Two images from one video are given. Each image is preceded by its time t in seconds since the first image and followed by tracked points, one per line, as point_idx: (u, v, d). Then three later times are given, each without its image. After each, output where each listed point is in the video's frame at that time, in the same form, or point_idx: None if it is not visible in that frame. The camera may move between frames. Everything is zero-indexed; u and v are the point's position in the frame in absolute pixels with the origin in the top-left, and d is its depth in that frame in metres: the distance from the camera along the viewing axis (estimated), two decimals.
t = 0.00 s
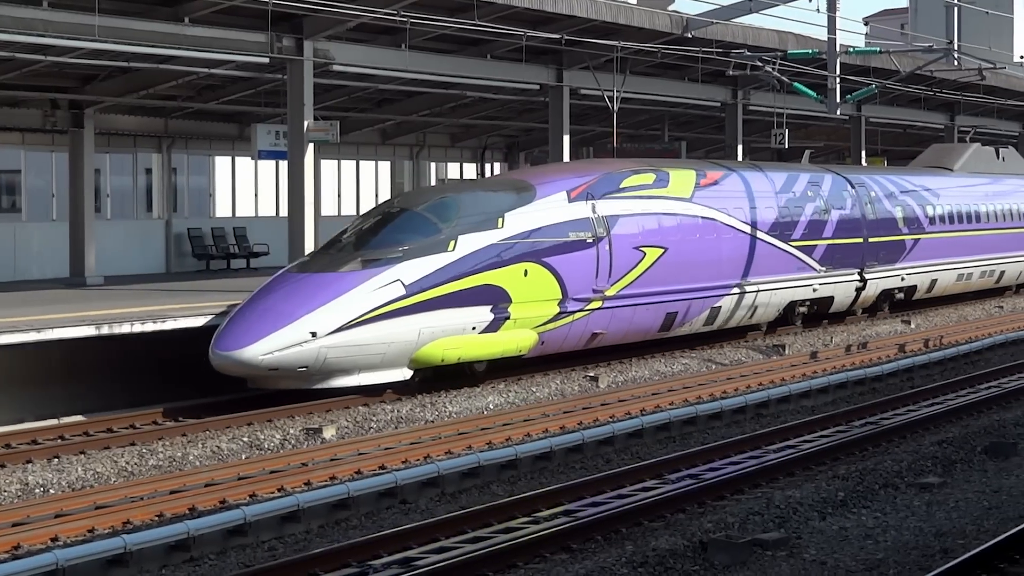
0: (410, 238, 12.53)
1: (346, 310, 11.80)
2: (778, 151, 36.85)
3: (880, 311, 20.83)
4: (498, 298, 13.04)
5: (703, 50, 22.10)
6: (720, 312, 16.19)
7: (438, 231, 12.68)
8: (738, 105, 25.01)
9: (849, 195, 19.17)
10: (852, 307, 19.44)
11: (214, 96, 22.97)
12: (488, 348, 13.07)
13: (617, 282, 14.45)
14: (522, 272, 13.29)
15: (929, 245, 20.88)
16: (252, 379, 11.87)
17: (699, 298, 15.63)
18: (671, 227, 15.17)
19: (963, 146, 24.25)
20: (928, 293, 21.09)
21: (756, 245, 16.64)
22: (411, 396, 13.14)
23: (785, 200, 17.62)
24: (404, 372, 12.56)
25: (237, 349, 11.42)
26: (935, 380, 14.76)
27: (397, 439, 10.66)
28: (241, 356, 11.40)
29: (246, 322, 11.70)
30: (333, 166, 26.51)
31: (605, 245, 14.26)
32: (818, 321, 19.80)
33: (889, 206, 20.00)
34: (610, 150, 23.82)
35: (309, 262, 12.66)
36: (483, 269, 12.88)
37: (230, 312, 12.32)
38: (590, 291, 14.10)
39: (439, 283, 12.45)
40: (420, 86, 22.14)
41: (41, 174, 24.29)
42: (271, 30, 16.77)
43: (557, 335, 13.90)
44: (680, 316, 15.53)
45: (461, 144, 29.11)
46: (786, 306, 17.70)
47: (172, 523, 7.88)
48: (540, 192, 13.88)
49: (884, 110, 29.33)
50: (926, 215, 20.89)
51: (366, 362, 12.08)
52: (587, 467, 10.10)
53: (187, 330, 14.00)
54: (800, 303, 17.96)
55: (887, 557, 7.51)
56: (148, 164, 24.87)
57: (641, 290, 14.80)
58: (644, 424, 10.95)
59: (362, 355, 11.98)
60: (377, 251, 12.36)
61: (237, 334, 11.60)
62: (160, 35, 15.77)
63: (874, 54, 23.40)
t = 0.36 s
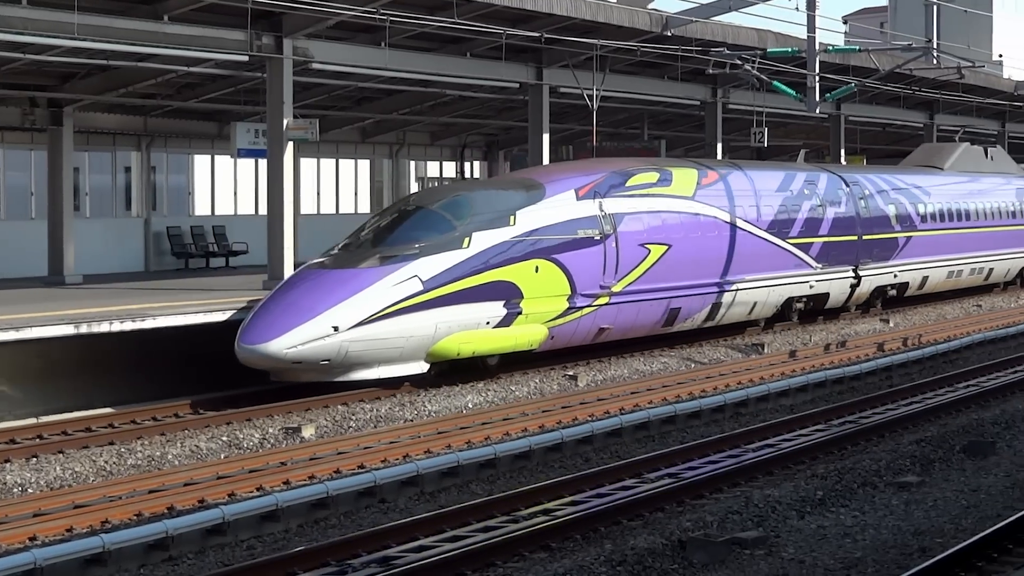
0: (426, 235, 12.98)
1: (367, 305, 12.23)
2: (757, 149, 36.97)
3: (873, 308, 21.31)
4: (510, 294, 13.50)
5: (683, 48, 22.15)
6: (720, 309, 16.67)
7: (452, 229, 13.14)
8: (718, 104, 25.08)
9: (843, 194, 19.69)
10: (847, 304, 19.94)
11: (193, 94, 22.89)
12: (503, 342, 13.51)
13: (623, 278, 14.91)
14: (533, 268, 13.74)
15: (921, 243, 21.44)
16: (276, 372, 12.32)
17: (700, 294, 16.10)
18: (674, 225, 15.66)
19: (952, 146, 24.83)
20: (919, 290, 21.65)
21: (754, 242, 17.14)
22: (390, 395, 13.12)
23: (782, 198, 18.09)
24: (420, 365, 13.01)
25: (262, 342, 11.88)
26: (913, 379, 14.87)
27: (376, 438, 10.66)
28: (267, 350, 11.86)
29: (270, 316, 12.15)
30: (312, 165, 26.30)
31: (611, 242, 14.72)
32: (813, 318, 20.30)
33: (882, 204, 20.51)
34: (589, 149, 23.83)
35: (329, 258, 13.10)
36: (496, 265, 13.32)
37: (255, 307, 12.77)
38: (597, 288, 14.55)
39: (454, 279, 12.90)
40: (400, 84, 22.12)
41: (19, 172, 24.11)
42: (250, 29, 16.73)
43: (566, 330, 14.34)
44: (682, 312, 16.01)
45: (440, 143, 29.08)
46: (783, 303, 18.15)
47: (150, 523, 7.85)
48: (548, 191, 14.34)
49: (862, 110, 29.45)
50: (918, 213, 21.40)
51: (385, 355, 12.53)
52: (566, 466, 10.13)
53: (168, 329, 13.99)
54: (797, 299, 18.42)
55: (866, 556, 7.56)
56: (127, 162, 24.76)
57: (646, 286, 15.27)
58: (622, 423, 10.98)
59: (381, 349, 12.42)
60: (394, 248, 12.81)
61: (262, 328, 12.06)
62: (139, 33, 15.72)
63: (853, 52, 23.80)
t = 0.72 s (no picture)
0: (432, 233, 13.27)
1: (378, 300, 12.55)
2: (732, 148, 37.12)
3: (860, 303, 21.75)
4: (515, 289, 13.81)
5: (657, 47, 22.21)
6: (714, 304, 17.03)
7: (459, 227, 13.42)
8: (692, 103, 25.17)
9: (832, 192, 20.07)
10: (836, 300, 20.34)
11: (167, 93, 22.79)
12: (507, 337, 13.88)
13: (623, 274, 15.24)
14: (537, 265, 14.06)
15: (906, 241, 21.84)
16: (289, 365, 12.65)
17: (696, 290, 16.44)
18: (671, 223, 15.99)
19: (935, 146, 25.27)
20: (905, 286, 22.09)
21: (747, 240, 17.48)
22: (364, 394, 13.11)
23: (775, 196, 18.42)
24: (429, 358, 13.34)
25: (277, 337, 12.20)
26: (887, 377, 15.00)
27: (350, 437, 10.65)
28: (282, 344, 12.18)
29: (284, 311, 12.47)
30: (287, 164, 26.18)
31: (611, 239, 15.04)
32: (802, 312, 20.72)
33: (869, 202, 20.89)
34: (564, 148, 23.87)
35: (339, 254, 13.40)
36: (501, 262, 13.63)
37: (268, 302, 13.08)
38: (597, 284, 14.87)
39: (461, 275, 13.21)
40: (375, 83, 22.09)
41: None
42: (224, 27, 16.68)
43: (567, 325, 14.67)
44: (679, 307, 16.35)
45: (415, 141, 29.03)
46: (774, 299, 18.51)
47: (124, 521, 7.83)
48: (550, 189, 14.65)
49: (836, 108, 29.62)
50: (904, 212, 21.80)
51: (396, 349, 12.85)
52: (541, 465, 10.16)
53: (143, 330, 13.93)
54: (788, 295, 18.78)
55: (839, 554, 7.63)
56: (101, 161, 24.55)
57: (644, 282, 15.61)
58: (597, 421, 11.02)
59: (392, 342, 12.75)
60: (402, 246, 13.10)
61: (277, 323, 12.38)
62: (112, 32, 15.63)
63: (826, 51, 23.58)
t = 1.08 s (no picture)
0: (435, 233, 13.70)
1: (386, 297, 12.98)
2: (705, 149, 37.25)
3: (845, 302, 22.20)
4: (515, 288, 14.23)
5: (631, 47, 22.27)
6: (706, 303, 17.46)
7: (462, 226, 13.84)
8: (666, 103, 25.26)
9: (819, 193, 20.52)
10: (822, 299, 20.78)
11: (141, 93, 22.69)
12: (508, 334, 14.30)
13: (618, 273, 15.67)
14: (536, 264, 14.49)
15: (891, 241, 22.31)
16: (300, 362, 13.06)
17: (688, 289, 16.87)
18: (664, 223, 16.42)
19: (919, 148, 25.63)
20: (889, 285, 22.56)
21: (738, 240, 17.90)
22: (340, 394, 13.10)
23: (764, 197, 18.82)
24: (434, 355, 13.76)
25: (289, 334, 12.63)
26: (860, 378, 15.12)
27: (325, 438, 10.64)
28: (294, 340, 12.61)
29: (295, 309, 12.91)
30: (261, 165, 26.11)
31: (608, 239, 15.46)
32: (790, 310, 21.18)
33: (855, 203, 21.34)
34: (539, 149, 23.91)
35: (347, 253, 13.84)
36: (502, 261, 14.05)
37: (279, 300, 13.52)
38: (594, 282, 15.29)
39: (465, 274, 13.64)
40: (349, 84, 22.06)
41: None
42: (198, 28, 16.62)
43: (566, 323, 15.08)
44: (673, 305, 16.78)
45: (389, 142, 29.00)
46: (763, 298, 18.91)
47: (98, 523, 7.80)
48: (548, 190, 15.05)
49: (810, 109, 29.80)
50: (889, 212, 22.24)
51: (403, 345, 13.28)
52: (515, 466, 10.19)
53: (119, 332, 13.84)
54: (776, 295, 19.18)
55: (813, 554, 7.69)
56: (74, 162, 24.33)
57: (639, 281, 16.04)
58: (571, 422, 11.05)
59: (399, 339, 13.17)
60: (407, 245, 13.54)
61: (288, 320, 12.81)
62: (85, 32, 15.56)
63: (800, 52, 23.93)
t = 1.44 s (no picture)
0: (438, 232, 14.03)
1: (392, 295, 13.32)
2: (683, 149, 37.35)
3: (832, 301, 22.57)
4: (516, 286, 14.56)
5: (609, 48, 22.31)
6: (698, 301, 17.82)
7: (465, 226, 14.16)
8: (643, 104, 25.31)
9: (808, 194, 20.87)
10: (811, 298, 21.16)
11: (118, 93, 22.58)
12: (510, 331, 14.62)
13: (615, 272, 16.01)
14: (537, 263, 14.83)
15: (877, 241, 22.66)
16: (308, 357, 13.42)
17: (681, 287, 17.22)
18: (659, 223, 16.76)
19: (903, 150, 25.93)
20: (875, 285, 22.95)
21: (730, 239, 18.24)
22: (316, 394, 13.09)
23: (755, 198, 19.15)
24: (438, 352, 14.12)
25: (298, 331, 12.97)
26: (836, 379, 15.22)
27: (301, 438, 10.62)
28: (303, 337, 12.95)
29: (304, 306, 13.25)
30: (238, 165, 26.01)
31: (605, 239, 15.80)
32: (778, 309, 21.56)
33: (843, 204, 21.71)
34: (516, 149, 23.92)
35: (353, 252, 14.17)
36: (504, 260, 14.38)
37: (287, 297, 13.85)
38: (592, 282, 15.64)
39: (468, 273, 13.98)
40: (326, 84, 22.03)
41: None
42: (175, 28, 16.58)
43: (565, 321, 15.43)
44: (667, 304, 17.13)
45: (367, 142, 28.94)
46: (754, 297, 19.25)
47: (75, 523, 7.78)
48: (548, 190, 15.37)
49: (788, 110, 29.93)
50: (876, 213, 22.62)
51: (408, 341, 13.63)
52: (492, 467, 10.21)
53: (90, 332, 13.75)
54: (766, 293, 19.53)
55: (790, 555, 7.74)
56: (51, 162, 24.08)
57: (635, 280, 16.40)
58: (548, 423, 11.08)
59: (405, 335, 13.53)
60: (410, 245, 13.86)
61: (298, 317, 13.15)
62: (63, 32, 15.49)
63: (778, 54, 24.21)
